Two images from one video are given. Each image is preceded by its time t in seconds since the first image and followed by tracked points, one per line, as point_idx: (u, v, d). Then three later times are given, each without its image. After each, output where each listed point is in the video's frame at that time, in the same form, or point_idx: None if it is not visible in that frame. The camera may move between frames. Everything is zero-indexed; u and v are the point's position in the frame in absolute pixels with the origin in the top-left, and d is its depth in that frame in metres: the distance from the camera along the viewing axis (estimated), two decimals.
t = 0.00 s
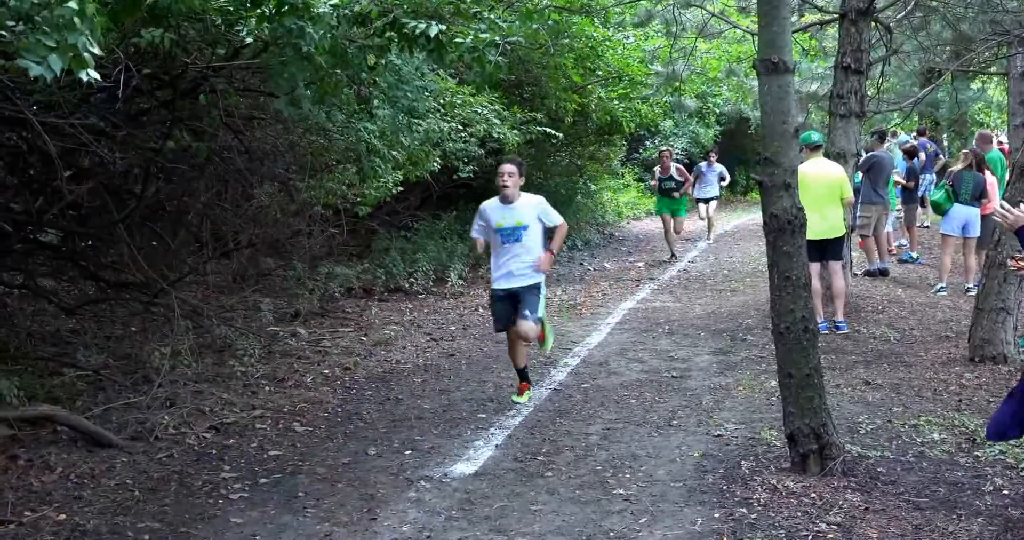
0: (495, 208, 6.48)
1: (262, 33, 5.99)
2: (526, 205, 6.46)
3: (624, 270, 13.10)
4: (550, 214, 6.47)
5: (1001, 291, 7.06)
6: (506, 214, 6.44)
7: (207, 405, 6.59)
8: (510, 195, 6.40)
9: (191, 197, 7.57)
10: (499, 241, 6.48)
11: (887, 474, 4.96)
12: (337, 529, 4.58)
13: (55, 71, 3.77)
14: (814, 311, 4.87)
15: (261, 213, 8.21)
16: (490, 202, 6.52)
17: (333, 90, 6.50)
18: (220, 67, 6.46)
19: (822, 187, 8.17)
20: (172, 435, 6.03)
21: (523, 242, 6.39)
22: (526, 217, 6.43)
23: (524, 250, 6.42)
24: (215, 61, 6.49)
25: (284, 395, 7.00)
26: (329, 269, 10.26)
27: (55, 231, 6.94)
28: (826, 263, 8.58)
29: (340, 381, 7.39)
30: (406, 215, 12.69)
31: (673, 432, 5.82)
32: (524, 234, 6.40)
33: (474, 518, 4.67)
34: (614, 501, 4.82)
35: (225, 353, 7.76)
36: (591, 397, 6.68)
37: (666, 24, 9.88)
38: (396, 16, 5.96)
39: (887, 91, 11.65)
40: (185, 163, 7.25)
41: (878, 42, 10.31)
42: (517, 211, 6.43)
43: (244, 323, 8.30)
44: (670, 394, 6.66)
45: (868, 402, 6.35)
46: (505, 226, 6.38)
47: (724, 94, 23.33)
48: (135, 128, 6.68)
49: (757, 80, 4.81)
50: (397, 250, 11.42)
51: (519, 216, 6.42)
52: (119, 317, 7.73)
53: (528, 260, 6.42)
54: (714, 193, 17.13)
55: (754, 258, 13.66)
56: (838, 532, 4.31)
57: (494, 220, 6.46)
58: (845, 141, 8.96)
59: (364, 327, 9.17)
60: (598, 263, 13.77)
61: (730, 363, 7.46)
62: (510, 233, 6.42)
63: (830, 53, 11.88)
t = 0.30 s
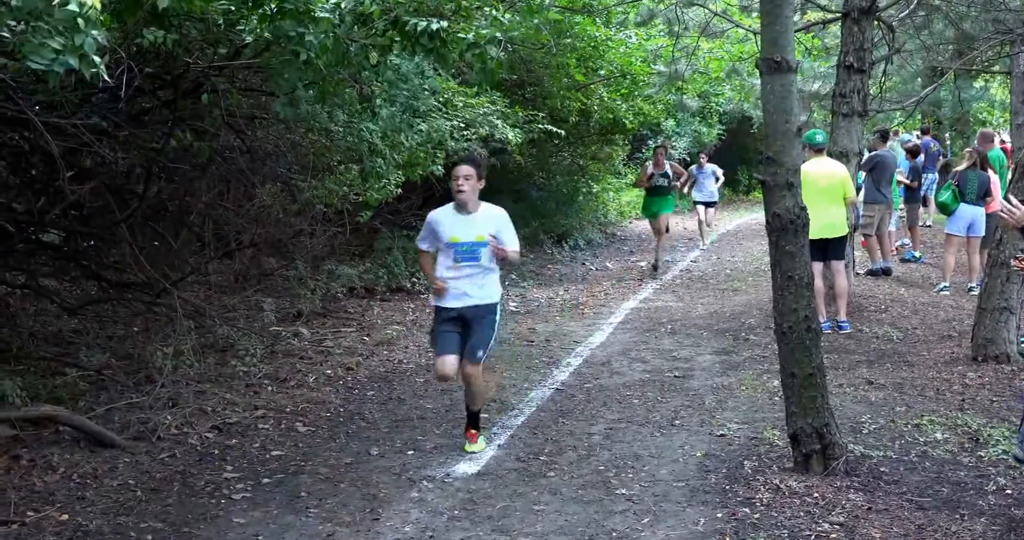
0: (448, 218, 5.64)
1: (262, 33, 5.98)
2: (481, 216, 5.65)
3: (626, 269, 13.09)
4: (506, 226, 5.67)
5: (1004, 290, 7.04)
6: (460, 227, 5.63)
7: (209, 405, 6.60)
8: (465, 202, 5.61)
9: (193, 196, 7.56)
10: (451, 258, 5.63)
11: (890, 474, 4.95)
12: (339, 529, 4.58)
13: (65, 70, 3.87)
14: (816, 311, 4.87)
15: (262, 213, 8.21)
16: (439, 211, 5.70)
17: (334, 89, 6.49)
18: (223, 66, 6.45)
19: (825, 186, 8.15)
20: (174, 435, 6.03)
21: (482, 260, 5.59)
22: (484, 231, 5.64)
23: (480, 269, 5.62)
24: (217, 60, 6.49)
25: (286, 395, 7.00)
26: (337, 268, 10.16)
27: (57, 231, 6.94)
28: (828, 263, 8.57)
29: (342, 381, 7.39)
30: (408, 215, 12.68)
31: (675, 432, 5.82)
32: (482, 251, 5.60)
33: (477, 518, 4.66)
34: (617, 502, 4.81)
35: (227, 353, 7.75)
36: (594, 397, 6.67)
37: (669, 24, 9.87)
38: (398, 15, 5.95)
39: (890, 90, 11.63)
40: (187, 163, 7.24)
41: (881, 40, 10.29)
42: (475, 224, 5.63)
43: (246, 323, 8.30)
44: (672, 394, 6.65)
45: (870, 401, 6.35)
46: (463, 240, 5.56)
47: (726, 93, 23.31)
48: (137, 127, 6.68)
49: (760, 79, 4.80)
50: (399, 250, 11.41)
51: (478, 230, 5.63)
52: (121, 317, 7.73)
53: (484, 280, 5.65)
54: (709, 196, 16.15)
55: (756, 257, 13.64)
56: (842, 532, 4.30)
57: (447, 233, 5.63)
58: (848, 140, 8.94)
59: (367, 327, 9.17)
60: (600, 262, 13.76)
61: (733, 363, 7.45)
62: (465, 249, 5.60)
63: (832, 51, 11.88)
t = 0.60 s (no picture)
0: (361, 232, 4.57)
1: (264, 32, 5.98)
2: (400, 226, 4.54)
3: (628, 269, 13.08)
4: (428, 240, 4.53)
5: (1007, 290, 7.03)
6: (371, 243, 4.53)
7: (212, 405, 6.60)
8: (372, 212, 4.49)
9: (195, 197, 7.56)
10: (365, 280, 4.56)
11: (892, 474, 4.95)
12: (341, 530, 4.58)
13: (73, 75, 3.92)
14: (819, 310, 4.86)
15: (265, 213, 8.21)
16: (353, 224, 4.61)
17: (336, 88, 6.49)
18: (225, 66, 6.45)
19: (828, 185, 8.14)
20: (176, 435, 6.03)
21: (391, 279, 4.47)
22: (401, 245, 4.51)
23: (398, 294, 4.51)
24: (219, 60, 6.50)
25: (289, 395, 7.00)
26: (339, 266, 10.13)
27: (59, 232, 6.94)
28: (831, 263, 8.56)
29: (344, 381, 7.39)
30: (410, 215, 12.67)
31: (678, 432, 5.81)
32: (395, 270, 4.48)
33: (479, 519, 4.66)
34: (619, 502, 4.80)
35: (229, 354, 7.75)
36: (596, 397, 6.67)
37: (672, 24, 9.87)
38: (400, 14, 5.95)
39: (892, 90, 11.61)
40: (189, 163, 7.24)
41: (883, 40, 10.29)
42: (388, 236, 4.51)
43: (249, 324, 8.30)
44: (675, 394, 6.65)
45: (873, 401, 6.34)
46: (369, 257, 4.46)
47: (728, 93, 23.29)
48: (140, 127, 6.68)
49: (762, 79, 4.80)
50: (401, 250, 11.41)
51: (390, 246, 4.50)
52: (123, 318, 7.73)
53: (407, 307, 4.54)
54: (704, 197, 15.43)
55: (759, 257, 13.61)
56: (845, 532, 4.29)
57: (357, 251, 4.55)
58: (850, 140, 8.93)
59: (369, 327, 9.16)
60: (602, 262, 13.76)
61: (736, 363, 7.44)
62: (374, 268, 4.50)
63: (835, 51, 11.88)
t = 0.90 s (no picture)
0: (237, 248, 3.59)
1: (266, 34, 5.98)
2: (291, 242, 3.64)
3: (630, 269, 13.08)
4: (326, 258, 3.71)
5: (1010, 290, 7.02)
6: (252, 263, 3.57)
7: (214, 406, 6.61)
8: (256, 226, 3.56)
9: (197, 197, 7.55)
10: (238, 309, 3.58)
11: (895, 474, 4.94)
12: (344, 530, 4.57)
13: (72, 79, 3.91)
14: (821, 311, 4.85)
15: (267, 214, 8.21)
16: (224, 238, 3.62)
17: (338, 90, 6.48)
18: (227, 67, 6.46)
19: (831, 185, 8.13)
20: (179, 435, 6.04)
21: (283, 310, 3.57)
22: (293, 267, 3.61)
23: (285, 327, 3.60)
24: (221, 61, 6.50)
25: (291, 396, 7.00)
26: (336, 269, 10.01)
27: (62, 232, 6.94)
28: (833, 263, 8.55)
29: (347, 381, 7.39)
30: (412, 216, 12.67)
31: (680, 432, 5.81)
32: (287, 296, 3.58)
33: (481, 519, 4.65)
34: (622, 502, 4.80)
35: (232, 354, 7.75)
36: (599, 397, 6.67)
37: (674, 24, 9.86)
38: (402, 15, 5.95)
39: (895, 89, 11.61)
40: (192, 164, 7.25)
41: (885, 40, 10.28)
42: (278, 255, 3.59)
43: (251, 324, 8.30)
44: (677, 394, 6.64)
45: (876, 401, 6.33)
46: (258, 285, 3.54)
47: (731, 93, 23.26)
48: (142, 128, 6.68)
49: (765, 80, 4.80)
50: (403, 250, 11.40)
51: (278, 266, 3.58)
52: (126, 318, 7.73)
53: (294, 343, 3.64)
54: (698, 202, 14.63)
55: (762, 257, 13.60)
56: (848, 532, 4.29)
57: (230, 271, 3.56)
58: (853, 140, 8.92)
59: (371, 327, 9.17)
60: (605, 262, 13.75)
61: (738, 363, 7.44)
62: (257, 294, 3.55)
63: (837, 51, 11.88)
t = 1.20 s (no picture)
0: None
1: (268, 35, 5.99)
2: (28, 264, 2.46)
3: (632, 270, 13.08)
4: (76, 281, 2.45)
5: (1013, 290, 7.01)
6: None
7: (216, 407, 6.61)
8: None
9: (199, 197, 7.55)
10: None
11: (898, 475, 4.94)
12: (346, 530, 4.57)
13: (87, 87, 3.93)
14: (823, 311, 4.85)
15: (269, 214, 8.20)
16: None
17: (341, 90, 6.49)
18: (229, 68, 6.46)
19: (833, 185, 8.12)
20: (181, 436, 6.04)
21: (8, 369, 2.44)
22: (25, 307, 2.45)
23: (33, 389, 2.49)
24: (223, 62, 6.51)
25: (293, 396, 7.00)
26: (338, 269, 9.97)
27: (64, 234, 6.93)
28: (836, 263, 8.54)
29: (349, 382, 7.40)
30: (414, 216, 12.67)
31: (683, 433, 5.80)
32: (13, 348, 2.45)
33: (484, 519, 4.65)
34: (624, 502, 4.80)
35: (234, 355, 7.76)
36: (601, 397, 6.67)
37: (676, 24, 9.85)
38: (404, 16, 5.96)
39: (897, 89, 11.60)
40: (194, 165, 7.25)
41: (887, 40, 10.27)
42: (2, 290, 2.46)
43: (252, 325, 8.29)
44: (680, 394, 6.64)
45: (878, 401, 6.33)
46: None
47: (733, 93, 23.26)
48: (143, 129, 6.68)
49: (767, 80, 4.80)
50: (405, 251, 11.40)
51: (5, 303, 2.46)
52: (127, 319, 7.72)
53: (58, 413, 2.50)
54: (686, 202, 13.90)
55: (764, 257, 13.59)
56: (850, 533, 4.28)
57: None
58: (855, 140, 8.91)
59: (373, 328, 9.17)
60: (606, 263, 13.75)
61: (740, 363, 7.44)
62: None
63: (839, 51, 11.86)
